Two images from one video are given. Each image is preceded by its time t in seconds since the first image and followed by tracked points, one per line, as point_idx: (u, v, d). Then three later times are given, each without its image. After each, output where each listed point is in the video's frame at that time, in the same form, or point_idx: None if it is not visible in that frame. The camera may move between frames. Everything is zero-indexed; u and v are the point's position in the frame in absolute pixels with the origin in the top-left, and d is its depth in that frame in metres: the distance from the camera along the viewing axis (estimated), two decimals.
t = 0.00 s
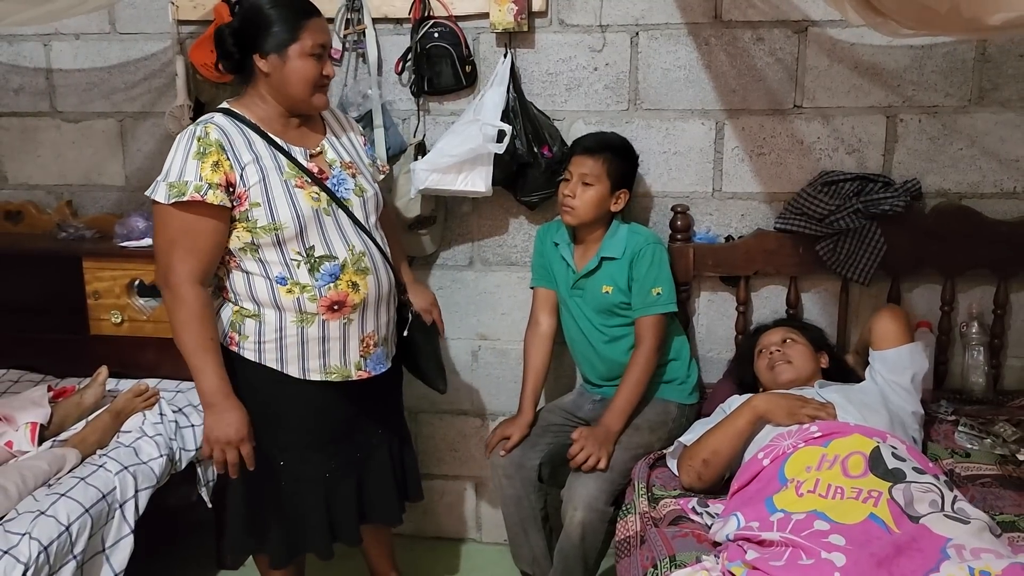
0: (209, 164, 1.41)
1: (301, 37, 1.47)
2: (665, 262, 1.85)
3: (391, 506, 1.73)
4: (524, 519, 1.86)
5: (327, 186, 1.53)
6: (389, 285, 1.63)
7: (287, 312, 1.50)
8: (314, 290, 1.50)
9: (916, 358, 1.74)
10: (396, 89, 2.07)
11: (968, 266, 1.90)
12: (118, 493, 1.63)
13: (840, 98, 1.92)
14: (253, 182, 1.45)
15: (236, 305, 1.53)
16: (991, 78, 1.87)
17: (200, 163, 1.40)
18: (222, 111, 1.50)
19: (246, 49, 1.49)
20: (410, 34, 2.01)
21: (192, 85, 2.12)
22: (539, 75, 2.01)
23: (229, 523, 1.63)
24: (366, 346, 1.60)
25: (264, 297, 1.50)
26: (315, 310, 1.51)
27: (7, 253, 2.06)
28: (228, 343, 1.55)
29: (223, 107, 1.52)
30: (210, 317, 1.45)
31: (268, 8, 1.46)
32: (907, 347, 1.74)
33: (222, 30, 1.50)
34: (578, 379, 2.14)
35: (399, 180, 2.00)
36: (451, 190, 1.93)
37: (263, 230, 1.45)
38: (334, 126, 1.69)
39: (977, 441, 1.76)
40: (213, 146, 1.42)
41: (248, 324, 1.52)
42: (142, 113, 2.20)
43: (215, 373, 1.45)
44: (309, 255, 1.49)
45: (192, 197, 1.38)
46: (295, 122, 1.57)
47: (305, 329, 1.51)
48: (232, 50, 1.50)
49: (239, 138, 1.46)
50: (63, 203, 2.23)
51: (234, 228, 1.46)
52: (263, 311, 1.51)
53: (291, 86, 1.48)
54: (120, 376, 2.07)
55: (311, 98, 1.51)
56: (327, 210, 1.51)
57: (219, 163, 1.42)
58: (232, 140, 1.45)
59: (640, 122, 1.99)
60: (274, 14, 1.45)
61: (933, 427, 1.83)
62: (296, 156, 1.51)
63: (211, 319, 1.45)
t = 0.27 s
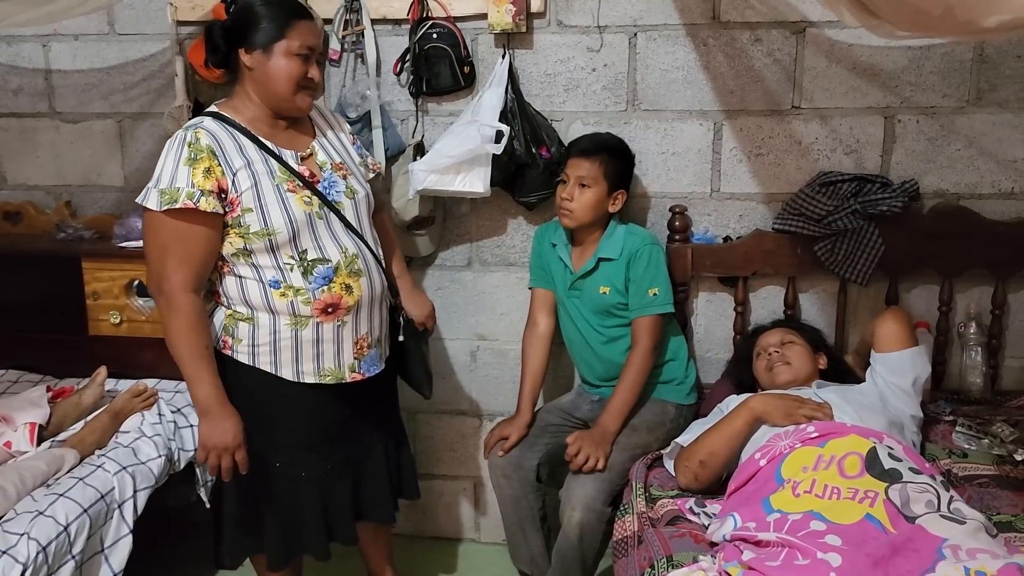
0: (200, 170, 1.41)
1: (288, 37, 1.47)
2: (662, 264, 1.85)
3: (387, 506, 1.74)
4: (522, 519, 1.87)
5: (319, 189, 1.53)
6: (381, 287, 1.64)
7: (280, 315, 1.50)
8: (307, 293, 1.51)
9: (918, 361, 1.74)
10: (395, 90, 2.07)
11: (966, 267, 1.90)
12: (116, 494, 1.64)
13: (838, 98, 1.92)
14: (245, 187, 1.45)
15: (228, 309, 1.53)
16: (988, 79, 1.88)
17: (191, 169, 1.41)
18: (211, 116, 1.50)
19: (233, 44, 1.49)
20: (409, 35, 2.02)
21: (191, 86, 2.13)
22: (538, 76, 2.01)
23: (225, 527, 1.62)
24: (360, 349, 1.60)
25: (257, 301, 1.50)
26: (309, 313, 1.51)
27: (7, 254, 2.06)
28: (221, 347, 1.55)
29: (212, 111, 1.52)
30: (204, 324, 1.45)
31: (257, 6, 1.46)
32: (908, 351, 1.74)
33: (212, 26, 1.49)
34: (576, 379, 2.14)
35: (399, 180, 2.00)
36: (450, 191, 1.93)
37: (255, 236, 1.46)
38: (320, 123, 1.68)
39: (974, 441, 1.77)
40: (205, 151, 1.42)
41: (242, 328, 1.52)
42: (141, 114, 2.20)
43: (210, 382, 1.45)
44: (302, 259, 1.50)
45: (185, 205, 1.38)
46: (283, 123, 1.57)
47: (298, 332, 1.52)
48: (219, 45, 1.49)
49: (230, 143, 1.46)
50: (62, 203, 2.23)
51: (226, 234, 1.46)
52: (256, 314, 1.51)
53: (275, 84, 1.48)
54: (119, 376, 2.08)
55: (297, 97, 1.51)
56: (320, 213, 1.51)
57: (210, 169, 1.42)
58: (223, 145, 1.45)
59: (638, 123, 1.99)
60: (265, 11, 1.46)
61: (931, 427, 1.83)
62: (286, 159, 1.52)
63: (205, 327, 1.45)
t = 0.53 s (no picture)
0: (188, 174, 1.40)
1: (274, 41, 1.47)
2: (661, 266, 1.85)
3: (381, 508, 1.74)
4: (521, 519, 1.87)
5: (308, 191, 1.54)
6: (372, 289, 1.63)
7: (269, 317, 1.51)
8: (296, 295, 1.50)
9: (918, 362, 1.74)
10: (393, 90, 2.06)
11: (964, 267, 1.90)
12: (114, 494, 1.64)
13: (837, 99, 1.92)
14: (233, 190, 1.44)
15: (216, 311, 1.53)
16: (987, 79, 1.87)
17: (178, 173, 1.40)
18: (198, 119, 1.50)
19: (218, 49, 1.49)
20: (407, 35, 2.01)
21: (189, 86, 2.13)
22: (536, 76, 2.01)
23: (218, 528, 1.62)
24: (350, 350, 1.60)
25: (245, 303, 1.50)
26: (298, 314, 1.51)
27: (5, 254, 2.06)
28: (210, 349, 1.55)
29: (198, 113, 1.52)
30: (195, 329, 1.45)
31: (242, 10, 1.46)
32: (907, 352, 1.74)
33: (195, 30, 1.49)
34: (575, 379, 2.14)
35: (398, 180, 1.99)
36: (449, 191, 1.93)
37: (244, 239, 1.46)
38: (309, 124, 1.68)
39: (973, 442, 1.76)
40: (191, 155, 1.42)
41: (230, 330, 1.52)
42: (140, 114, 2.20)
43: (201, 387, 1.45)
44: (291, 261, 1.50)
45: (172, 209, 1.38)
46: (271, 125, 1.56)
47: (287, 334, 1.51)
48: (203, 51, 1.49)
49: (217, 146, 1.46)
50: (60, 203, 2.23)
51: (215, 237, 1.46)
52: (244, 316, 1.51)
53: (262, 89, 1.48)
54: (118, 377, 2.07)
55: (284, 101, 1.51)
56: (309, 215, 1.51)
57: (197, 173, 1.41)
58: (211, 148, 1.45)
59: (637, 123, 1.99)
60: (249, 15, 1.45)
61: (930, 428, 1.83)
62: (275, 161, 1.52)
63: (196, 331, 1.45)
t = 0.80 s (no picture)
0: (169, 176, 1.40)
1: (258, 41, 1.46)
2: (661, 266, 1.85)
3: (377, 514, 1.72)
4: (520, 521, 1.86)
5: (296, 192, 1.52)
6: (362, 290, 1.61)
7: (255, 319, 1.50)
8: (281, 296, 1.50)
9: (917, 363, 1.74)
10: (392, 90, 2.06)
11: (965, 267, 1.89)
12: (112, 495, 1.63)
13: (837, 99, 1.92)
14: (215, 191, 1.44)
15: (204, 313, 1.53)
16: (988, 78, 1.87)
17: (159, 175, 1.40)
18: (184, 121, 1.49)
19: (205, 51, 1.48)
20: (406, 35, 2.01)
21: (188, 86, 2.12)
22: (536, 76, 2.00)
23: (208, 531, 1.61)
24: (339, 353, 1.59)
25: (231, 305, 1.49)
26: (283, 316, 1.51)
27: (4, 254, 2.06)
28: (197, 351, 1.55)
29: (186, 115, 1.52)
30: (177, 331, 1.44)
31: (228, 10, 1.46)
32: (907, 352, 1.74)
33: (180, 32, 1.49)
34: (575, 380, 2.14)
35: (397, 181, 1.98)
36: (448, 191, 1.92)
37: (227, 240, 1.45)
38: (300, 121, 1.67)
39: (974, 443, 1.76)
40: (173, 157, 1.42)
41: (217, 331, 1.52)
42: (138, 114, 2.19)
43: (181, 389, 1.45)
44: (276, 262, 1.49)
45: (151, 211, 1.38)
46: (261, 126, 1.56)
47: (273, 336, 1.51)
48: (190, 53, 1.49)
49: (201, 146, 1.46)
50: (59, 203, 2.22)
51: (198, 238, 1.46)
52: (231, 318, 1.51)
53: (248, 89, 1.47)
54: (116, 377, 2.07)
55: (271, 101, 1.50)
56: (294, 216, 1.50)
57: (179, 174, 1.41)
58: (194, 149, 1.45)
59: (637, 123, 1.99)
60: (235, 15, 1.45)
61: (931, 429, 1.82)
62: (261, 162, 1.51)
63: (178, 333, 1.45)
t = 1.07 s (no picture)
0: (158, 178, 1.41)
1: (244, 39, 1.45)
2: (662, 268, 1.84)
3: (372, 518, 1.71)
4: (521, 522, 1.85)
5: (290, 194, 1.50)
6: (357, 293, 1.60)
7: (245, 321, 1.50)
8: (270, 299, 1.49)
9: (919, 363, 1.73)
10: (393, 90, 2.06)
11: (967, 268, 1.89)
12: (112, 497, 1.63)
13: (839, 99, 1.91)
14: (204, 194, 1.43)
15: (197, 312, 1.53)
16: (990, 79, 1.86)
17: (149, 177, 1.41)
18: (181, 122, 1.49)
19: (197, 53, 1.49)
20: (407, 35, 2.00)
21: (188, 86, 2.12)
22: (537, 76, 2.00)
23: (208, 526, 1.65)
24: (331, 357, 1.57)
25: (221, 306, 1.49)
26: (272, 319, 1.50)
27: (3, 254, 2.05)
28: (191, 350, 1.55)
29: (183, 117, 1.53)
30: (162, 332, 1.46)
31: (216, 10, 1.45)
32: (908, 352, 1.73)
33: (175, 38, 1.50)
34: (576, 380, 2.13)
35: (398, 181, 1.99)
36: (448, 191, 1.92)
37: (216, 243, 1.45)
38: (302, 121, 1.65)
39: (976, 444, 1.75)
40: (164, 159, 1.42)
41: (208, 331, 1.52)
42: (139, 114, 2.19)
43: (161, 392, 1.46)
44: (265, 265, 1.48)
45: (139, 213, 1.38)
46: (257, 126, 1.55)
47: (263, 338, 1.50)
48: (184, 57, 1.50)
49: (193, 147, 1.45)
50: (59, 204, 2.22)
51: (189, 239, 1.46)
52: (222, 319, 1.51)
53: (238, 88, 1.47)
54: (116, 377, 2.07)
55: (263, 99, 1.48)
56: (286, 218, 1.48)
57: (168, 176, 1.41)
58: (185, 150, 1.44)
59: (638, 123, 1.98)
60: (224, 14, 1.45)
61: (933, 430, 1.82)
62: (256, 163, 1.49)
63: (163, 335, 1.46)
